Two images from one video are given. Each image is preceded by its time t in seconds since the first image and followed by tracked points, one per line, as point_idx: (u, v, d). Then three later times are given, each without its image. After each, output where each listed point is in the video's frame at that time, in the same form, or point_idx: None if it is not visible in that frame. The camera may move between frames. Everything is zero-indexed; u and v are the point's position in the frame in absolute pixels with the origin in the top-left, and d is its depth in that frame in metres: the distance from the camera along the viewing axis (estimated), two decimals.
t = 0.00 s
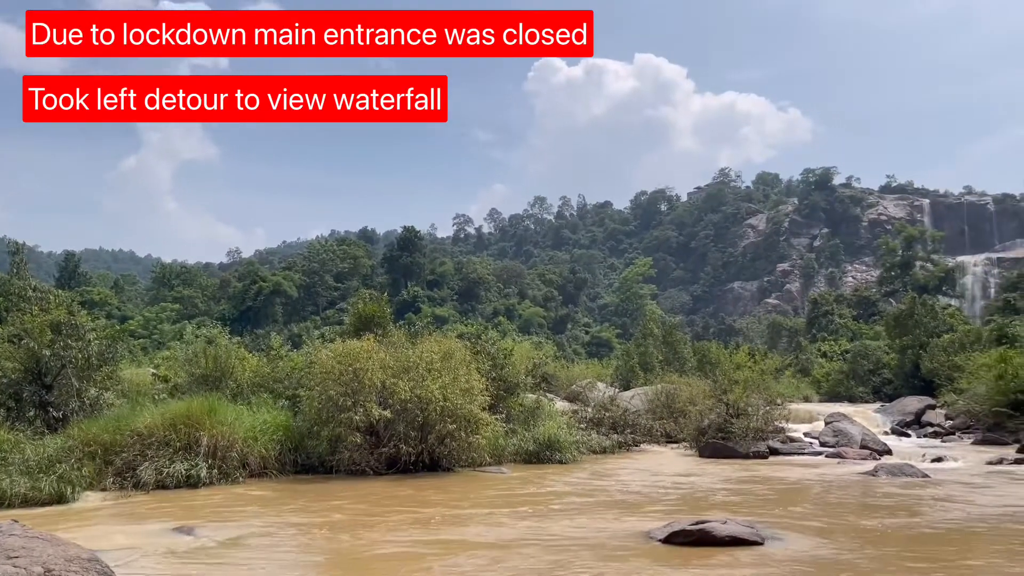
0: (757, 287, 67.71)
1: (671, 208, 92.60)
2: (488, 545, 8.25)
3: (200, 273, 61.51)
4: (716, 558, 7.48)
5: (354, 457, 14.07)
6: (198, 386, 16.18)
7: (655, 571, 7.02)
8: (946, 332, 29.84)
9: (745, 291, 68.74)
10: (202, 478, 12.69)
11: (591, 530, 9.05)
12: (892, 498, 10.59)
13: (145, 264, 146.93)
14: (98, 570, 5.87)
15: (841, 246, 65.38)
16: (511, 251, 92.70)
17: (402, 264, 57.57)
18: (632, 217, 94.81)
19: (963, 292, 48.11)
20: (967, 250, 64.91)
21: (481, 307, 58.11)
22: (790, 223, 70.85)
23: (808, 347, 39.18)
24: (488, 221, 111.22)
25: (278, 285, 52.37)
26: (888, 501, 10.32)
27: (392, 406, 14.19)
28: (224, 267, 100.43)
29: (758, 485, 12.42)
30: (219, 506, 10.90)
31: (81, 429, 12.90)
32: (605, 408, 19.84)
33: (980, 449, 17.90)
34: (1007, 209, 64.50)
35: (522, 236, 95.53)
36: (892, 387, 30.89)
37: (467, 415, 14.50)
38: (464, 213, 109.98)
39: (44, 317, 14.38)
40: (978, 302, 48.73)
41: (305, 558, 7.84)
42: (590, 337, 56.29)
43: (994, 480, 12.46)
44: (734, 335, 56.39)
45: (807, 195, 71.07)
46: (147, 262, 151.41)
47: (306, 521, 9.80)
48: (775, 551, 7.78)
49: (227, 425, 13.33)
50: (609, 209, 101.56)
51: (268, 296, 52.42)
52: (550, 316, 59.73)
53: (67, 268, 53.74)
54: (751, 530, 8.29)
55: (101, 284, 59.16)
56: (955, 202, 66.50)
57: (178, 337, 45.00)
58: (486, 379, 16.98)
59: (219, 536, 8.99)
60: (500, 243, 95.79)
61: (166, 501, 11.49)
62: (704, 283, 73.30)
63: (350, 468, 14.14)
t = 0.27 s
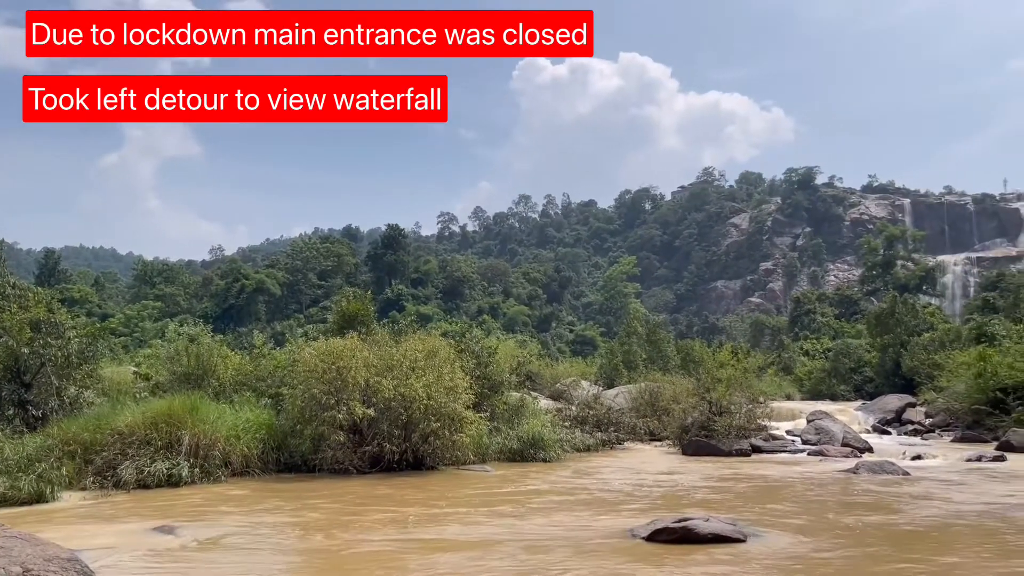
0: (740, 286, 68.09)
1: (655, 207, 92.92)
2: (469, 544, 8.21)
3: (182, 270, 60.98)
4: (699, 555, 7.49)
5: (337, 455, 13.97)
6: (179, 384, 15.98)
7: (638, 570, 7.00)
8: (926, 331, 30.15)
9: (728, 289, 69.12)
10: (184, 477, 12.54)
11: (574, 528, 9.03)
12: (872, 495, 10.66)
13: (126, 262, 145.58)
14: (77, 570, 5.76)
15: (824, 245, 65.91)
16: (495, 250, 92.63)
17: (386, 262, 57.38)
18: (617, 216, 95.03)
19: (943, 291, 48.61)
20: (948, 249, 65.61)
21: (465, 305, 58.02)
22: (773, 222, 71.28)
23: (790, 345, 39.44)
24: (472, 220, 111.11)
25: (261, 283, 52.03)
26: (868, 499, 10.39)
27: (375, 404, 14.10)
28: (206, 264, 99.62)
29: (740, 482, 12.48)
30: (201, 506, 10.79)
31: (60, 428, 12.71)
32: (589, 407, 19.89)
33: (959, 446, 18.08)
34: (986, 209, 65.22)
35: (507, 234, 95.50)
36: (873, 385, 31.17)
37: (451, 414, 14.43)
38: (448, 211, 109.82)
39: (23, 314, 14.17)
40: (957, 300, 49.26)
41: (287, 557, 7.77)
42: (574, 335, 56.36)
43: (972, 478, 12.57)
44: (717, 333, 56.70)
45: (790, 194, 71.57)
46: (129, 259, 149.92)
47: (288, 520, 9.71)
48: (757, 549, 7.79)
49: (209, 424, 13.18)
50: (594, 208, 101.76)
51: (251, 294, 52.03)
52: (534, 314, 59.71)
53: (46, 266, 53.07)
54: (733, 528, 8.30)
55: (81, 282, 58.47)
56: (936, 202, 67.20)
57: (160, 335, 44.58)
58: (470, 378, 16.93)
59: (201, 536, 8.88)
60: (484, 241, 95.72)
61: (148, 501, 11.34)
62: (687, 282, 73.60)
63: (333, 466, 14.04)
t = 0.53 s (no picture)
0: (723, 284, 68.46)
1: (640, 206, 93.21)
2: (453, 542, 8.16)
3: (164, 268, 60.41)
4: (682, 552, 7.49)
5: (320, 454, 13.87)
6: (161, 382, 15.78)
7: (621, 567, 6.99)
8: (907, 329, 30.42)
9: (711, 288, 69.44)
10: (165, 476, 12.39)
11: (557, 526, 9.02)
12: (853, 493, 10.72)
13: (107, 259, 144.03)
14: (57, 569, 5.66)
15: (806, 244, 66.42)
16: (480, 248, 92.53)
17: (370, 260, 57.14)
18: (601, 214, 95.20)
19: (923, 289, 49.09)
20: (928, 248, 66.26)
21: (450, 303, 57.92)
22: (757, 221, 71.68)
23: (773, 344, 39.67)
24: (457, 217, 110.91)
25: (244, 281, 51.63)
26: (849, 496, 10.45)
27: (359, 402, 14.00)
28: (187, 261, 98.79)
29: (722, 480, 12.51)
30: (182, 504, 10.67)
31: (39, 427, 12.55)
32: (573, 404, 19.92)
33: (938, 443, 18.24)
34: (966, 209, 65.93)
35: (492, 232, 95.43)
36: (855, 383, 31.41)
37: (435, 412, 14.36)
38: (433, 209, 109.52)
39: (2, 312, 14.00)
40: (938, 299, 49.78)
41: (269, 557, 7.69)
42: (558, 333, 56.41)
43: (951, 475, 12.68)
44: (701, 331, 56.97)
45: (773, 193, 71.97)
46: (110, 257, 148.31)
47: (270, 519, 9.62)
48: (740, 546, 7.80)
49: (191, 422, 13.03)
50: (578, 206, 101.87)
51: (234, 292, 51.63)
52: (519, 313, 59.66)
53: (26, 262, 52.37)
54: (716, 525, 8.32)
55: (61, 279, 57.75)
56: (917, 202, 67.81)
57: (141, 332, 44.11)
58: (454, 376, 16.87)
59: (182, 535, 8.78)
60: (469, 239, 95.60)
61: (129, 499, 11.20)
62: (671, 280, 73.88)
63: (316, 465, 13.95)
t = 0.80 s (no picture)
0: (707, 283, 68.78)
1: (624, 205, 93.43)
2: (436, 541, 8.10)
3: (145, 265, 59.78)
4: (666, 551, 7.48)
5: (303, 452, 13.74)
6: (142, 380, 15.56)
7: (605, 565, 6.96)
8: (888, 328, 30.71)
9: (695, 286, 69.77)
10: (146, 475, 12.23)
11: (541, 524, 8.99)
12: (833, 490, 10.78)
13: (87, 256, 142.47)
14: (37, 569, 5.53)
15: (789, 243, 66.90)
16: (464, 246, 92.38)
17: (354, 258, 56.89)
18: (585, 213, 95.32)
19: (904, 288, 49.56)
20: (909, 247, 66.92)
21: (434, 301, 57.78)
22: (740, 220, 72.07)
23: (756, 342, 39.91)
24: (441, 215, 110.65)
25: (227, 279, 51.20)
26: (830, 494, 10.50)
27: (342, 401, 13.89)
28: (169, 258, 97.85)
29: (704, 478, 12.54)
30: (163, 504, 10.53)
31: (18, 425, 12.37)
32: (557, 402, 19.90)
33: (918, 441, 18.39)
34: (946, 209, 66.63)
35: (476, 231, 95.30)
36: (837, 381, 31.67)
37: (418, 410, 14.27)
38: (417, 207, 109.19)
39: None
40: (918, 298, 50.29)
41: (251, 556, 7.59)
42: (543, 331, 56.44)
43: (931, 472, 12.78)
44: (684, 330, 57.25)
45: (756, 192, 72.47)
46: (90, 254, 146.61)
47: (252, 518, 9.52)
48: (722, 544, 7.80)
49: (172, 421, 12.85)
50: (563, 205, 101.91)
51: (217, 290, 51.20)
52: (503, 311, 59.59)
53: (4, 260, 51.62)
54: (699, 523, 8.32)
55: (40, 276, 56.93)
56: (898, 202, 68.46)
57: (122, 331, 43.59)
58: (438, 374, 16.80)
59: (162, 534, 8.66)
60: (453, 238, 95.41)
61: (109, 498, 11.05)
62: (655, 279, 74.13)
63: (299, 463, 13.83)
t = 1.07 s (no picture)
0: (690, 281, 69.06)
1: (608, 203, 93.59)
2: (421, 539, 8.04)
3: (127, 262, 59.16)
4: (651, 548, 7.47)
5: (286, 451, 13.60)
6: (123, 378, 15.36)
7: (588, 563, 6.94)
8: (869, 326, 30.95)
9: (679, 285, 70.03)
10: (127, 474, 12.05)
11: (525, 522, 8.95)
12: (814, 488, 10.82)
13: (67, 253, 140.79)
14: (15, 568, 5.43)
15: (772, 242, 67.31)
16: (449, 244, 92.20)
17: (337, 256, 56.56)
18: (570, 211, 95.39)
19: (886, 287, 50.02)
20: (891, 247, 67.49)
21: (418, 299, 57.58)
22: (723, 219, 72.40)
23: (739, 340, 40.11)
24: (425, 213, 110.39)
25: (209, 276, 50.76)
26: (813, 491, 10.55)
27: (325, 399, 13.77)
28: (150, 256, 96.89)
29: (688, 476, 12.55)
30: (144, 503, 10.38)
31: None
32: (541, 401, 19.88)
33: (898, 439, 18.53)
34: (927, 209, 67.31)
35: (461, 228, 95.14)
36: (819, 379, 31.88)
37: (402, 408, 14.18)
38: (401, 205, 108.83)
39: None
40: (899, 297, 50.77)
41: (234, 556, 7.50)
42: (527, 329, 56.43)
43: (911, 470, 12.87)
44: (668, 328, 57.40)
45: (740, 191, 72.82)
46: (70, 251, 144.93)
47: (235, 517, 9.41)
48: (705, 541, 7.80)
49: (154, 419, 12.68)
50: (547, 203, 101.97)
51: (199, 287, 50.74)
52: (487, 309, 59.50)
53: None
54: (683, 520, 8.32)
55: (18, 272, 56.14)
56: (879, 202, 68.98)
57: (102, 328, 43.08)
58: (422, 372, 16.70)
59: (144, 533, 8.54)
60: (438, 235, 95.18)
61: (89, 498, 10.88)
62: (639, 277, 74.35)
63: (281, 462, 13.69)
